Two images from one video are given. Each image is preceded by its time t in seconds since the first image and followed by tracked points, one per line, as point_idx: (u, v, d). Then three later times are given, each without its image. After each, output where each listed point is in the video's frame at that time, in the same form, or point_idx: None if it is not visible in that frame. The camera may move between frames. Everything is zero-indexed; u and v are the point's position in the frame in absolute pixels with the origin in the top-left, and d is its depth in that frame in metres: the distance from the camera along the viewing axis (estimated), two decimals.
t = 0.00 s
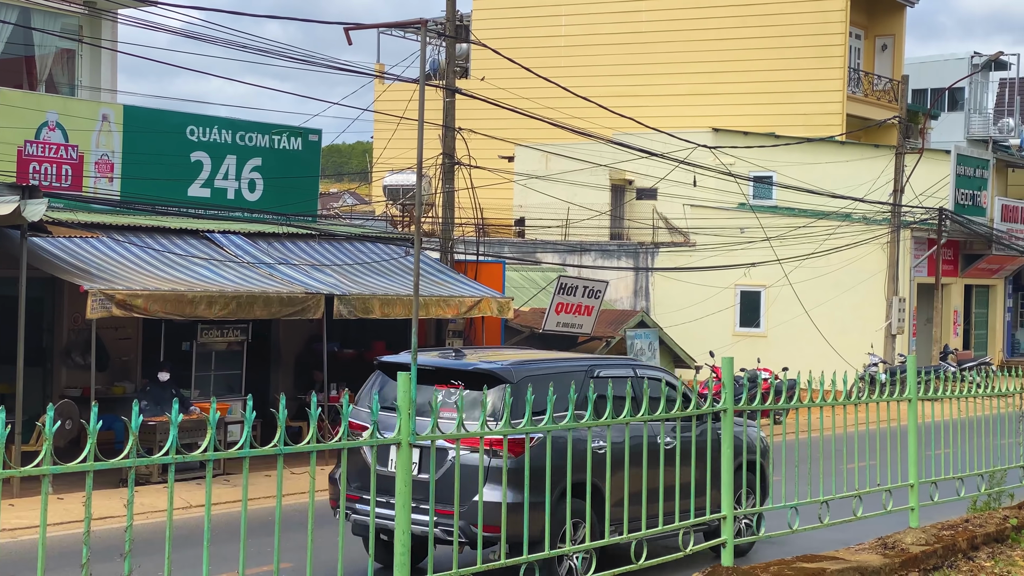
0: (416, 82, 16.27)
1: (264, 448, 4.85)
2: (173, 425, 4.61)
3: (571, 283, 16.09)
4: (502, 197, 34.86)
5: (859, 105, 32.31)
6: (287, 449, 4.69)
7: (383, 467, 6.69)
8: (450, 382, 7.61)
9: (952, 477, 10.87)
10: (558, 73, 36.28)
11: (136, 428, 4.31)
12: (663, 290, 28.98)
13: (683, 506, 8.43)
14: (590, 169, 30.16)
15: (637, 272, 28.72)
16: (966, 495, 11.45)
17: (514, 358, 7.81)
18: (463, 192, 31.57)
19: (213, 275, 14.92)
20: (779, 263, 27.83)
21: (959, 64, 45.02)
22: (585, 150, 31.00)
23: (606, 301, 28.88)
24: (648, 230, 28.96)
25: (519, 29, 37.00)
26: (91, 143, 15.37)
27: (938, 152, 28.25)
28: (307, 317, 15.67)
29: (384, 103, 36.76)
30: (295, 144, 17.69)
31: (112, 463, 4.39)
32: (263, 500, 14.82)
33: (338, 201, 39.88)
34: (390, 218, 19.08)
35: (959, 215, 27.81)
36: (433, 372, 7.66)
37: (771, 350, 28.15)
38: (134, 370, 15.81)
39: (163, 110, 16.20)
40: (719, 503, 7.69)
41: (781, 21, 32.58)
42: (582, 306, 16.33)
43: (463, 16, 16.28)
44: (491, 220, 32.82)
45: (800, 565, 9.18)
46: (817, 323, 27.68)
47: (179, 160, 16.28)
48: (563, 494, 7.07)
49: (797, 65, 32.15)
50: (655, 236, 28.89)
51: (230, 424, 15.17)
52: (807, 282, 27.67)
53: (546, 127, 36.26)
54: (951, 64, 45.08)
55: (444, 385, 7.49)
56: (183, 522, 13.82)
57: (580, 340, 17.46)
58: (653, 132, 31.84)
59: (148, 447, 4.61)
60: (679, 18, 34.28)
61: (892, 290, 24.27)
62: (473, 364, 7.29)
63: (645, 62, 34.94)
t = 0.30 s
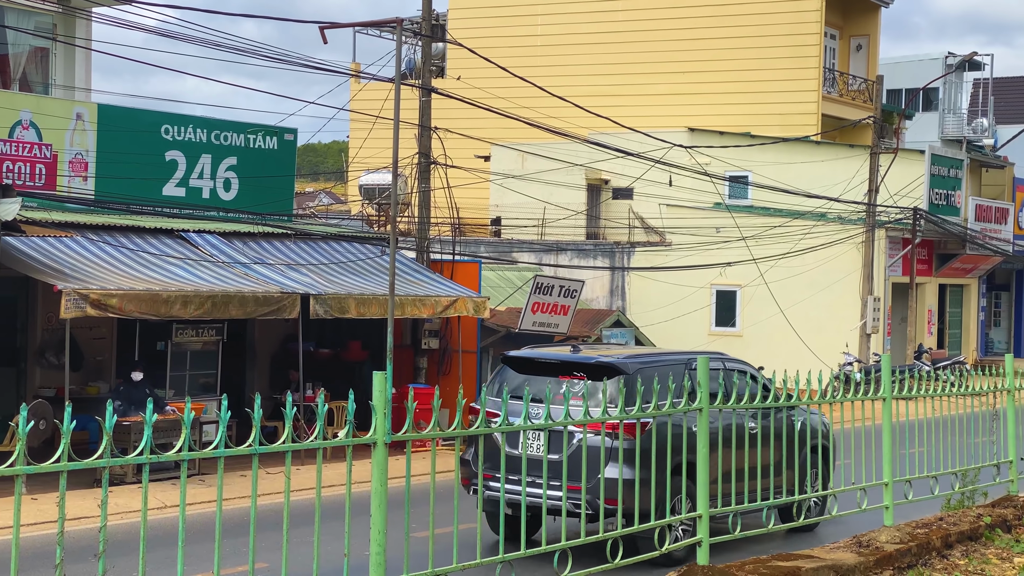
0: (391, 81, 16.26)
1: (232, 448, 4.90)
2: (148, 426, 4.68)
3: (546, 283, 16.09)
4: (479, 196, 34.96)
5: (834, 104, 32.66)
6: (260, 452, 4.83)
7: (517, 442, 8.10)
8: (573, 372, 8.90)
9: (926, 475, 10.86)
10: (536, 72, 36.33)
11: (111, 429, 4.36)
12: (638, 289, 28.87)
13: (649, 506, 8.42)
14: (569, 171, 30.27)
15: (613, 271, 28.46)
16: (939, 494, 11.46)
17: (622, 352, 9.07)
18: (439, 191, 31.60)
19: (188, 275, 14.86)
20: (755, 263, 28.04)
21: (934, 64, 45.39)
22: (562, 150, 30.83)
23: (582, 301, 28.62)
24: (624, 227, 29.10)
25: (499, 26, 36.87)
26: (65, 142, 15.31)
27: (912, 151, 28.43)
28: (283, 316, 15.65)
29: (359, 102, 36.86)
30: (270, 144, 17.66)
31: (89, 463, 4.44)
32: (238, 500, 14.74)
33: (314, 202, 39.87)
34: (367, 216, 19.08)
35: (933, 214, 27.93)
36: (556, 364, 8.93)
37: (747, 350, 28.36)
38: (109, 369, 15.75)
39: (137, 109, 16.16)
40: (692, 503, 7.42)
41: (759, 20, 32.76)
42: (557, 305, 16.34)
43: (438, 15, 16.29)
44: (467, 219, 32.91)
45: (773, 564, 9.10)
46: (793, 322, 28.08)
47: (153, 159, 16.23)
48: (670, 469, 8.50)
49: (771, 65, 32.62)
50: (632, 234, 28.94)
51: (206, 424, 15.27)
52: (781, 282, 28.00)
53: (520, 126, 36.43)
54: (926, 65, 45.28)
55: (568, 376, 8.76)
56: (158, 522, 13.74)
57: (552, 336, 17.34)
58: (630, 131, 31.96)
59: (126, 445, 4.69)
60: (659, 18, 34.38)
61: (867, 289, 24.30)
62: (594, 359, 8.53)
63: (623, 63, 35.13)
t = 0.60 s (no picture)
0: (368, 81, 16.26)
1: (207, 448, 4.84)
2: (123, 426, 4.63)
3: (524, 283, 16.10)
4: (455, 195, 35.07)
5: (810, 103, 33.07)
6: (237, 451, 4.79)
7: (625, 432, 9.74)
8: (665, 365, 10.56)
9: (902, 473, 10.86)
10: (514, 72, 36.42)
11: (86, 427, 4.31)
12: (616, 288, 28.99)
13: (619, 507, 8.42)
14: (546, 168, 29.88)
15: (590, 271, 28.74)
16: (915, 492, 11.47)
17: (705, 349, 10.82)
18: (417, 190, 31.64)
19: (165, 274, 14.80)
20: (732, 262, 28.51)
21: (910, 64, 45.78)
22: (539, 150, 30.44)
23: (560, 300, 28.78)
24: (601, 228, 29.11)
25: (469, 29, 36.88)
26: (41, 141, 15.25)
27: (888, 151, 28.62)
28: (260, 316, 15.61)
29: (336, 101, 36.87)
30: (247, 143, 17.64)
31: (63, 463, 4.37)
32: (214, 501, 14.61)
33: (292, 202, 39.86)
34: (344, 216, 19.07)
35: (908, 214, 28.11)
36: (649, 358, 10.71)
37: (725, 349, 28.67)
38: (85, 370, 15.68)
39: (113, 108, 16.11)
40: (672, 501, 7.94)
41: (738, 20, 32.92)
42: (534, 305, 16.37)
43: (415, 15, 16.32)
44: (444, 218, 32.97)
45: (749, 562, 9.04)
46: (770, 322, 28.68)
47: (129, 158, 16.18)
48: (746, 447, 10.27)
49: (744, 66, 33.10)
50: (608, 234, 29.01)
51: (181, 424, 15.19)
52: (757, 282, 28.57)
53: (496, 125, 36.49)
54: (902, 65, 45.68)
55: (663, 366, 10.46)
56: (134, 523, 13.64)
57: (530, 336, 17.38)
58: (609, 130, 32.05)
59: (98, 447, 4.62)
60: (642, 17, 34.48)
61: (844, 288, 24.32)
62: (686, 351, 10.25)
63: (604, 62, 35.24)
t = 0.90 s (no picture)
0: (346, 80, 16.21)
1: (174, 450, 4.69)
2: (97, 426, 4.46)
3: (501, 282, 16.11)
4: (433, 194, 35.14)
5: (787, 103, 33.26)
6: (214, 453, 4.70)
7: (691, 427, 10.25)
8: (734, 358, 11.45)
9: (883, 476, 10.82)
10: (493, 72, 36.40)
11: (63, 427, 4.15)
12: (594, 287, 28.98)
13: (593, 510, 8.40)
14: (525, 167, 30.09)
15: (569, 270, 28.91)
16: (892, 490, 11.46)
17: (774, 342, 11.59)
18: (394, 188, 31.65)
19: (141, 274, 14.73)
20: (709, 261, 28.56)
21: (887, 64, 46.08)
22: (516, 149, 30.63)
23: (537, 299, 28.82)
24: (579, 227, 29.43)
25: (446, 29, 37.05)
26: (16, 139, 15.22)
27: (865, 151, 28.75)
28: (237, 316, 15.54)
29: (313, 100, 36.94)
30: (224, 142, 17.58)
31: (38, 464, 4.21)
32: (191, 501, 14.48)
33: (269, 201, 39.83)
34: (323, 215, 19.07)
35: (885, 212, 28.30)
36: (720, 352, 11.43)
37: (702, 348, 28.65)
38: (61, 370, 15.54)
39: (89, 107, 16.02)
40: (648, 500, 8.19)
41: (718, 20, 33.03)
42: (512, 304, 16.38)
43: (392, 14, 16.27)
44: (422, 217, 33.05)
45: (727, 561, 8.99)
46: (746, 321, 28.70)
47: (105, 157, 16.10)
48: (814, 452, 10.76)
49: (721, 65, 33.12)
50: (586, 233, 29.35)
51: (158, 424, 15.12)
52: (736, 281, 28.62)
53: (474, 124, 36.52)
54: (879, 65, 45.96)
55: (733, 362, 11.29)
56: (109, 525, 13.52)
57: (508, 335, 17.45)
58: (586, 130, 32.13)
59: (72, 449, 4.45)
60: (623, 16, 34.52)
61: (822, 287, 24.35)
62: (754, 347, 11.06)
63: (586, 61, 35.26)
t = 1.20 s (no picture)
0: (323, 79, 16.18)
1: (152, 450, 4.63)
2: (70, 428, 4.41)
3: (480, 281, 16.12)
4: (411, 194, 35.17)
5: (764, 103, 33.45)
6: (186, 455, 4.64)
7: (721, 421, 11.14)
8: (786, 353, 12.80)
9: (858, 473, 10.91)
10: (472, 71, 36.36)
11: (35, 427, 4.10)
12: (572, 286, 28.87)
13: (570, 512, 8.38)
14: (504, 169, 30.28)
15: (547, 270, 28.56)
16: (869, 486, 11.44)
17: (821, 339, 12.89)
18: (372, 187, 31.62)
19: (118, 274, 14.67)
20: (687, 260, 28.66)
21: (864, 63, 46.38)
22: (495, 147, 30.83)
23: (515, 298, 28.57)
24: (556, 226, 29.43)
25: (424, 26, 36.87)
26: None
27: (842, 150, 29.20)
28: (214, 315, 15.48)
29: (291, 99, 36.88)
30: (201, 141, 17.50)
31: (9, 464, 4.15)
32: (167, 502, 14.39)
33: (246, 200, 39.71)
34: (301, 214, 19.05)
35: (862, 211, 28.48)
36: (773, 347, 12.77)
37: (679, 346, 28.81)
38: (36, 371, 15.39)
39: (64, 106, 15.94)
40: (626, 499, 8.38)
41: (697, 19, 33.15)
42: (491, 304, 16.39)
43: (370, 13, 16.25)
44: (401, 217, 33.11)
45: (704, 559, 8.96)
46: (723, 318, 28.99)
47: (81, 156, 16.01)
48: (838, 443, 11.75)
49: (700, 64, 33.26)
50: (564, 232, 29.27)
51: (134, 424, 15.11)
52: (714, 279, 28.88)
53: (452, 123, 36.54)
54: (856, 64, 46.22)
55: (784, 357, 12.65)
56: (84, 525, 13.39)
57: (488, 334, 17.56)
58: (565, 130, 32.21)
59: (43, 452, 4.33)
60: (604, 15, 34.57)
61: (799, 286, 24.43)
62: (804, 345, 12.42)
63: (567, 60, 35.25)
